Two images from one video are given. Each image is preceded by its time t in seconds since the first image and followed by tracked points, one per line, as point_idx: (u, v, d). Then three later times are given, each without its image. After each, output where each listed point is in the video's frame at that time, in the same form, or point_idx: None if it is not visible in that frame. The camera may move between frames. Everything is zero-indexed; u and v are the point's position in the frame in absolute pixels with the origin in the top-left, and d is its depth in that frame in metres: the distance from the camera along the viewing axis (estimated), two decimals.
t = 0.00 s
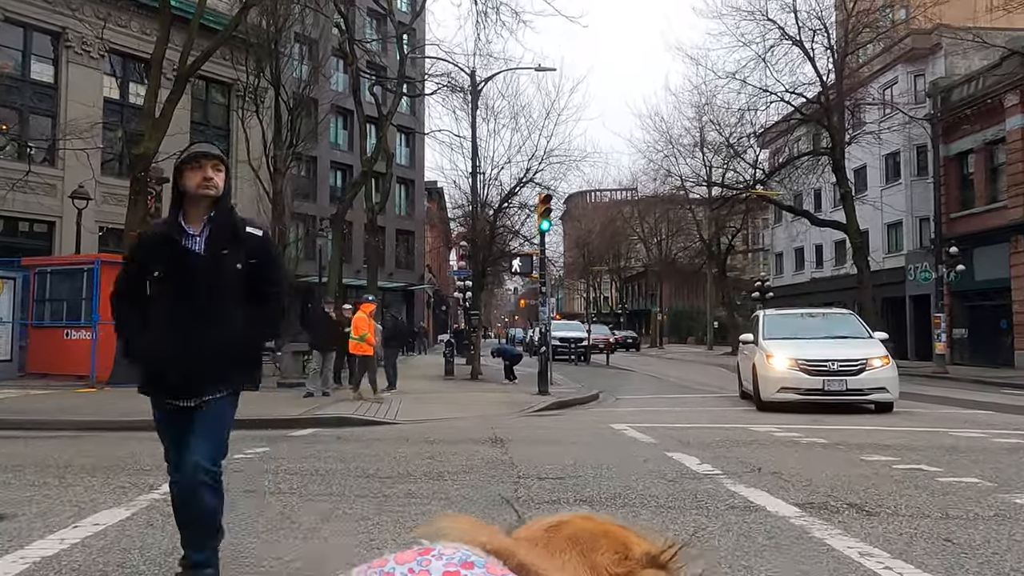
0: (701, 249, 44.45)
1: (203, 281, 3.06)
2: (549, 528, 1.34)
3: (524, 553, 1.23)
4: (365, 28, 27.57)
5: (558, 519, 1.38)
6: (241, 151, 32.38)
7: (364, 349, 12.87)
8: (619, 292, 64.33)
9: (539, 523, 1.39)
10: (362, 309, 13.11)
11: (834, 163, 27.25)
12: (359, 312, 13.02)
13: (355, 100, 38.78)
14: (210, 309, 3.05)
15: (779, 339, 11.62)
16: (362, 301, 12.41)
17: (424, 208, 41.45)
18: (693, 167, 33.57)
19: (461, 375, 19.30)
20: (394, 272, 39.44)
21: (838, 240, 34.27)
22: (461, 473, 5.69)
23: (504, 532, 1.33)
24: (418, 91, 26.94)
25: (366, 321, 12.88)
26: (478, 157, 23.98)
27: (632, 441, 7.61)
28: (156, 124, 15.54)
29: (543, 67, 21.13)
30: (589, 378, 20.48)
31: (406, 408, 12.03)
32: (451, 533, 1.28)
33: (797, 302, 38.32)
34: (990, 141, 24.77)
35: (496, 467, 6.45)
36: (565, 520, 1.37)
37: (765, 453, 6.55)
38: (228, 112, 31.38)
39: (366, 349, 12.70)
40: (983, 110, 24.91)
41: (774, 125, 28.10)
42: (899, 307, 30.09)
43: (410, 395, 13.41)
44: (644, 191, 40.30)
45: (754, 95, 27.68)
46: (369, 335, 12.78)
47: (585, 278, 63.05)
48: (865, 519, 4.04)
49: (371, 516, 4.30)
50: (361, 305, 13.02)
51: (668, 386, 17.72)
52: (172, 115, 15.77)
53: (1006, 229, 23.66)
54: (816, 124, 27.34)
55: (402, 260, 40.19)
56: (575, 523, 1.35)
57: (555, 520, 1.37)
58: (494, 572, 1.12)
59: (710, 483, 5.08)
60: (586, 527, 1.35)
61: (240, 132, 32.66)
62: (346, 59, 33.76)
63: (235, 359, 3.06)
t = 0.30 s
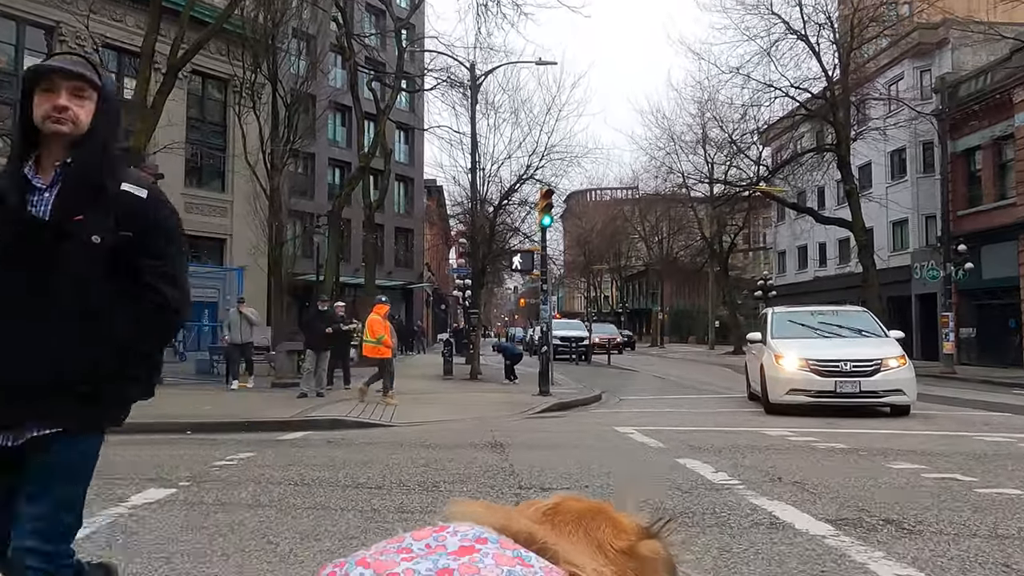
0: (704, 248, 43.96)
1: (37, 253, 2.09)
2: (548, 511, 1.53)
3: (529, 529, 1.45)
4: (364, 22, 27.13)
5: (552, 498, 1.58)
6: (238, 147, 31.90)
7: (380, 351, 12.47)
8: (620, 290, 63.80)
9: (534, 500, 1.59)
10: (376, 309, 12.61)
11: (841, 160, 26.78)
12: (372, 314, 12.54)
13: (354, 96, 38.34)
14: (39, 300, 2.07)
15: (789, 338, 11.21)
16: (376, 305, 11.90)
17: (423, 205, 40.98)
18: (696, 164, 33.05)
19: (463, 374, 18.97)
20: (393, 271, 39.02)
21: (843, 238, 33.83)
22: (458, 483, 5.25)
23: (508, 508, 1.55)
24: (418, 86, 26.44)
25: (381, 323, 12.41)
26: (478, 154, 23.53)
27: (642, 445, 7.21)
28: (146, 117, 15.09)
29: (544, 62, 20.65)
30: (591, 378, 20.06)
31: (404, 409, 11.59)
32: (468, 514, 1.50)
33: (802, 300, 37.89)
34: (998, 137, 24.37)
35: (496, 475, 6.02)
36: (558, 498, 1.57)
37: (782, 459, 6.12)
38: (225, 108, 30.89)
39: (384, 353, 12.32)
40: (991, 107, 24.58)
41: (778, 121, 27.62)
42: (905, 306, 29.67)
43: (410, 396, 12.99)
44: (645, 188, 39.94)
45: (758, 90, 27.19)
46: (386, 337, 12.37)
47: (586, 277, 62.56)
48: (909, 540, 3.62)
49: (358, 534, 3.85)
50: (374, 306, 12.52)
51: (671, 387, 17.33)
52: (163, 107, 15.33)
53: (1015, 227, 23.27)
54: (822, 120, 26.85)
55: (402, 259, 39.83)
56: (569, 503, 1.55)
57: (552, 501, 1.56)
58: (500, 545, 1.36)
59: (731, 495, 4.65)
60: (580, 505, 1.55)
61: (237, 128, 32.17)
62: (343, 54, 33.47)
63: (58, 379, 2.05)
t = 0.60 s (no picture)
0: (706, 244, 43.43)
1: None
2: (532, 508, 1.62)
3: (527, 527, 1.50)
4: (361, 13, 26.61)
5: (535, 498, 1.68)
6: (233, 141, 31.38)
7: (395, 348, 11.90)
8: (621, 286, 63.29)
9: (518, 498, 1.68)
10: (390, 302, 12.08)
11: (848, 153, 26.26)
12: (387, 309, 11.98)
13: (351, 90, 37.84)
14: None
15: (799, 334, 10.78)
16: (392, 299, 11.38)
17: (422, 200, 40.51)
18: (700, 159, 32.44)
19: (462, 372, 18.56)
20: (392, 267, 38.56)
21: (847, 234, 33.34)
22: (454, 493, 4.79)
23: (499, 511, 1.62)
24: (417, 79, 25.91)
25: (397, 318, 11.86)
26: (478, 147, 23.05)
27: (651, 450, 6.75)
28: (135, 106, 14.58)
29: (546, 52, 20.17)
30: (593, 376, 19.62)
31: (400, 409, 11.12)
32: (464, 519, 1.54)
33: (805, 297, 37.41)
34: (1007, 130, 23.92)
35: (495, 484, 5.56)
36: (540, 497, 1.67)
37: (803, 467, 5.67)
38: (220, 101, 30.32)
39: (400, 349, 11.78)
40: (1000, 99, 24.11)
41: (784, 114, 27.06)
42: (912, 302, 29.23)
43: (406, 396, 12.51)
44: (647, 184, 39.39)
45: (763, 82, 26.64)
46: (401, 333, 11.82)
47: (586, 274, 62.02)
48: (967, 564, 3.18)
49: (341, 557, 3.40)
50: (388, 301, 12.02)
51: (674, 385, 16.89)
52: (153, 98, 14.85)
53: None
54: (829, 113, 26.32)
55: (401, 255, 39.37)
56: (550, 501, 1.65)
57: (535, 500, 1.65)
58: (510, 549, 1.37)
59: (753, 508, 4.22)
60: (560, 503, 1.65)
61: (233, 122, 31.64)
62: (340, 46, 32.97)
63: None
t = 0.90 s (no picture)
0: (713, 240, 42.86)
1: None
2: (526, 509, 1.61)
3: (530, 532, 1.48)
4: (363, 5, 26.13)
5: (525, 498, 1.68)
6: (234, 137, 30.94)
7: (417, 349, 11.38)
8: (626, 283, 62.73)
9: (510, 499, 1.68)
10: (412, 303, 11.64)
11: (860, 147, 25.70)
12: (409, 308, 11.52)
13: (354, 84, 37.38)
14: None
15: (816, 333, 10.32)
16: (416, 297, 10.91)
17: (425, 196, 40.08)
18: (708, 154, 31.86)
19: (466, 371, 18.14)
20: (395, 264, 38.13)
21: (858, 230, 32.78)
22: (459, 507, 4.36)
23: (499, 513, 1.59)
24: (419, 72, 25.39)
25: (419, 318, 11.39)
26: (481, 141, 22.58)
27: (667, 456, 6.30)
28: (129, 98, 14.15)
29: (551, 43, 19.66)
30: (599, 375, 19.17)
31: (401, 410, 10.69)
32: (470, 525, 1.50)
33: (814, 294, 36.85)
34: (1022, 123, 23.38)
35: (501, 496, 5.12)
36: (528, 497, 1.66)
37: (835, 476, 5.23)
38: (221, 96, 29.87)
39: (422, 349, 11.25)
40: (1016, 91, 23.56)
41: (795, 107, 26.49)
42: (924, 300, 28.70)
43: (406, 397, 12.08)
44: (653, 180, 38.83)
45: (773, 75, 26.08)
46: (424, 333, 11.32)
47: (591, 271, 61.47)
48: None
49: None
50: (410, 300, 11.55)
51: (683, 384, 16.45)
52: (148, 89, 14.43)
53: None
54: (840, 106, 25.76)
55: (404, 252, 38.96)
56: (540, 502, 1.63)
57: (527, 501, 1.63)
58: (522, 557, 1.37)
59: (793, 528, 3.77)
60: (555, 503, 1.65)
61: (234, 117, 31.20)
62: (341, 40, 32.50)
63: None
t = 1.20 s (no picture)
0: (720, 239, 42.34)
1: None
2: (511, 508, 1.40)
3: (520, 530, 1.27)
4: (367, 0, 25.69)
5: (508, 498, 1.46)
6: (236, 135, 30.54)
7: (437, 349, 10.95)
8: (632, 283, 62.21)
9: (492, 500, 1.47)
10: (432, 303, 11.18)
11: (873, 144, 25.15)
12: (430, 307, 11.10)
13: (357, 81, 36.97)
14: None
15: (833, 333, 9.87)
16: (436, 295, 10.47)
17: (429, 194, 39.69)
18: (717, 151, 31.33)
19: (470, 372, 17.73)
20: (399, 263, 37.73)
21: (869, 228, 32.24)
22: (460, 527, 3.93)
23: (489, 512, 1.38)
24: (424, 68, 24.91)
25: (439, 318, 10.95)
26: (486, 137, 22.13)
27: (684, 465, 5.86)
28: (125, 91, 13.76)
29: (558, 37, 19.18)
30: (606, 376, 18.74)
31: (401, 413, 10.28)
32: (460, 523, 1.28)
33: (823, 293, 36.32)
34: None
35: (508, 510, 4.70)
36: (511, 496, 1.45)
37: (872, 491, 4.78)
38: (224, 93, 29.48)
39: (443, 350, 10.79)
40: None
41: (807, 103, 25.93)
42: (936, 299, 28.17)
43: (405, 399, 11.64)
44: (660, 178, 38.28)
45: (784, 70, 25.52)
46: (444, 333, 10.86)
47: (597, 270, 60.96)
48: None
49: None
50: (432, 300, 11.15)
51: (693, 385, 16.02)
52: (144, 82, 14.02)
53: None
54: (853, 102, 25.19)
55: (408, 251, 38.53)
56: (528, 502, 1.41)
57: (508, 499, 1.42)
58: (513, 554, 1.15)
59: (839, 557, 3.33)
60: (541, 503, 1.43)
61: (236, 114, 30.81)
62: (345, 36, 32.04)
63: None
